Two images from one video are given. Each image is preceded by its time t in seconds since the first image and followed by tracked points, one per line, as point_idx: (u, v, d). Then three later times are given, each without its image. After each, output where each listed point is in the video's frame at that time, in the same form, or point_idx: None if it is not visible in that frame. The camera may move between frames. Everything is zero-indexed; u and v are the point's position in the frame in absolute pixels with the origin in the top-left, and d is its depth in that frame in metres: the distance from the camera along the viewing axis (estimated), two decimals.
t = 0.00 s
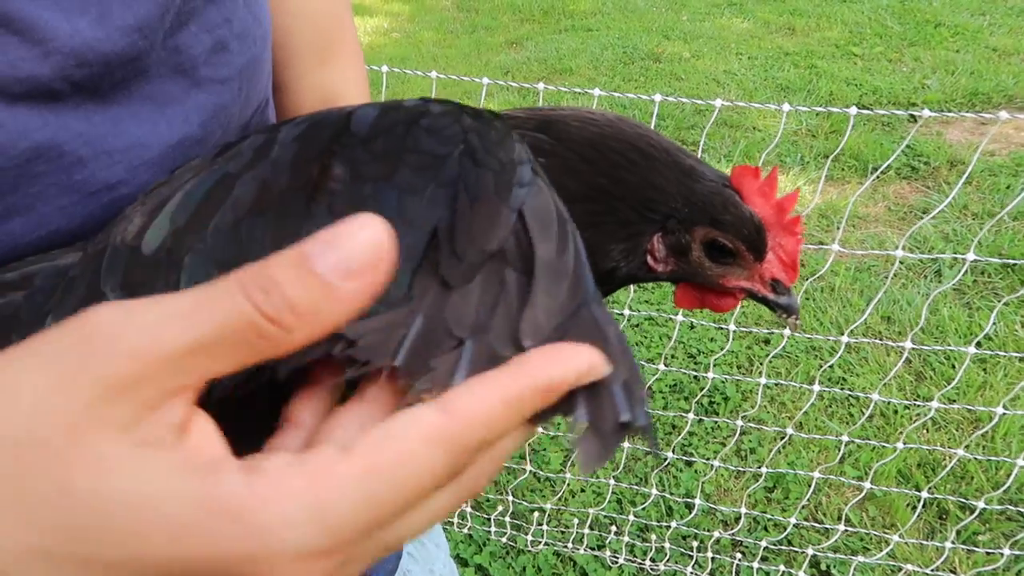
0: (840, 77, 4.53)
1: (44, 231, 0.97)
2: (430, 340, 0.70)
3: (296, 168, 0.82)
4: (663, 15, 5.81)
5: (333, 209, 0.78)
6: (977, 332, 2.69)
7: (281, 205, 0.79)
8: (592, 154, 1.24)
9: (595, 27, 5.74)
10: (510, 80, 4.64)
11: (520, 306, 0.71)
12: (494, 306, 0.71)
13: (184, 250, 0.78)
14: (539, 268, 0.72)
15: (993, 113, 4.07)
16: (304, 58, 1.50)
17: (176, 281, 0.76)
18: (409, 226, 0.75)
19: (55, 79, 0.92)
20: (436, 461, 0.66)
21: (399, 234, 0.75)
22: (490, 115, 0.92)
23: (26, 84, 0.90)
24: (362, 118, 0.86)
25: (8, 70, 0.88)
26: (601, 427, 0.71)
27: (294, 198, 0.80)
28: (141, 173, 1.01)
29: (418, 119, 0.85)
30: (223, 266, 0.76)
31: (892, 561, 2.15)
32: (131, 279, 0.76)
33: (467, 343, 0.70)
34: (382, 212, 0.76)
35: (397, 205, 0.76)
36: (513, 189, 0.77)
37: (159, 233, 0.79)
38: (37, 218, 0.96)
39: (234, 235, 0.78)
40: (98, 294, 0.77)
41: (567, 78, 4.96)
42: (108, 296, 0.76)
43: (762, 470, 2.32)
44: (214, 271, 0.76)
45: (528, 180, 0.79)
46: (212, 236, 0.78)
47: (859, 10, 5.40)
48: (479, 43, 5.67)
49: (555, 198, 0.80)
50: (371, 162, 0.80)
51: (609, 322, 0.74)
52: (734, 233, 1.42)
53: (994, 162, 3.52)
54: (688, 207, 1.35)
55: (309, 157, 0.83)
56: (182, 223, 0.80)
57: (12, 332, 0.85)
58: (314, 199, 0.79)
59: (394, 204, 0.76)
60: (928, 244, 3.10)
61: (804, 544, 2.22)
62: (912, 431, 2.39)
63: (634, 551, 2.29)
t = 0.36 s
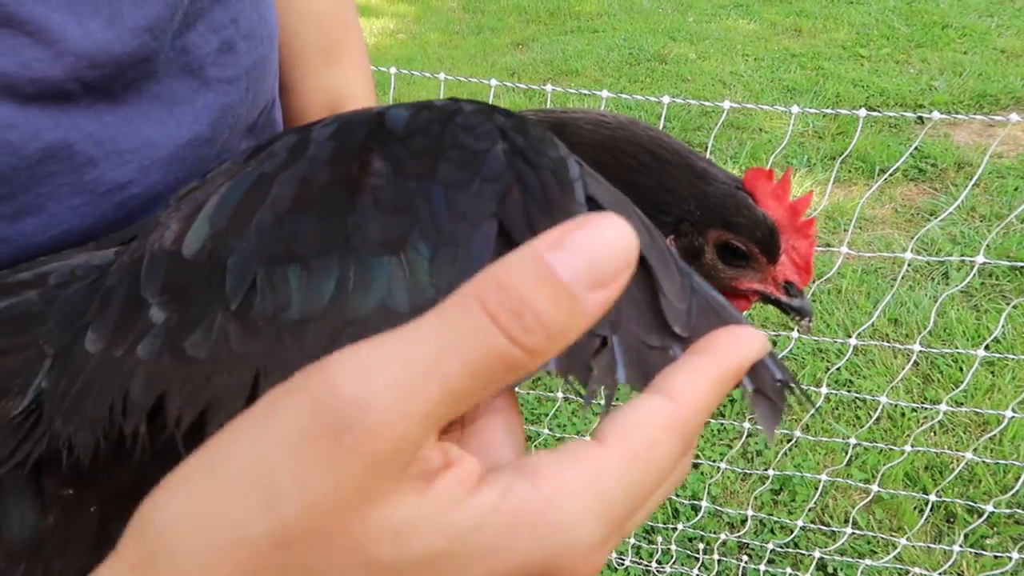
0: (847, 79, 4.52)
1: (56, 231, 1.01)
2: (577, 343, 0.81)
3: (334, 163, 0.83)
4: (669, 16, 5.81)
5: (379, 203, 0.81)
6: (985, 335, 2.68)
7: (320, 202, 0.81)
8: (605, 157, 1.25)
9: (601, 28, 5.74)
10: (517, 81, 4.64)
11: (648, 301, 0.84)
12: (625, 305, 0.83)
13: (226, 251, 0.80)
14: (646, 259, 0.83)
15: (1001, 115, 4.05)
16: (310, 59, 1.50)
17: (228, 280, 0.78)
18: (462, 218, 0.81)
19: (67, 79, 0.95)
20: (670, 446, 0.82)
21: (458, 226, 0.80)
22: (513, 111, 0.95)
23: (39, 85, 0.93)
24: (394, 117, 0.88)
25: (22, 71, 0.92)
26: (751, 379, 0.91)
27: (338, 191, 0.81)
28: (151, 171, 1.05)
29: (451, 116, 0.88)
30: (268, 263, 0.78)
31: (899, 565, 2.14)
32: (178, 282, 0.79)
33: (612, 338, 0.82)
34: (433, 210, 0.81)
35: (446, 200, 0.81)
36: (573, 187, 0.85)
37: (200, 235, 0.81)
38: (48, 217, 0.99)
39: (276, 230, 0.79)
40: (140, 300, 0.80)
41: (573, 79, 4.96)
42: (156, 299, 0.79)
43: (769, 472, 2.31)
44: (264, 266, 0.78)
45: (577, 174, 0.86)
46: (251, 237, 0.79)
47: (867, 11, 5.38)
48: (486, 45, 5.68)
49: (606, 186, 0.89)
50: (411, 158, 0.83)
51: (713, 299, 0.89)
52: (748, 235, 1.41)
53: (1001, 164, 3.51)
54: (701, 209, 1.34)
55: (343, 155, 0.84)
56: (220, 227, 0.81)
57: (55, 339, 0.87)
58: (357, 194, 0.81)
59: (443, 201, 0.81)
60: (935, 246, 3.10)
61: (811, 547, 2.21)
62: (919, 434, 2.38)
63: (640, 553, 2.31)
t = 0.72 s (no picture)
0: (847, 81, 4.52)
1: (60, 235, 1.02)
2: (528, 361, 0.73)
3: (329, 184, 0.82)
4: (669, 18, 5.81)
5: (371, 224, 0.78)
6: (985, 337, 2.68)
7: (315, 223, 0.80)
8: (609, 159, 1.25)
9: (601, 29, 5.74)
10: (517, 83, 4.65)
11: (612, 323, 0.76)
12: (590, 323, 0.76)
13: (224, 275, 0.80)
14: (619, 277, 0.77)
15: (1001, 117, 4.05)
16: (312, 59, 1.51)
17: (224, 309, 0.78)
18: (449, 236, 0.76)
19: (73, 84, 0.96)
20: (580, 463, 0.72)
21: (443, 244, 0.76)
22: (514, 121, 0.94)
23: (45, 89, 0.94)
24: (388, 131, 0.88)
25: (28, 75, 0.93)
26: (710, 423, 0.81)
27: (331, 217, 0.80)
28: (153, 175, 1.05)
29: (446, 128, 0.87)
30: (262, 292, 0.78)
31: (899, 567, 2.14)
32: (176, 306, 0.80)
33: (565, 357, 0.74)
34: (424, 228, 0.77)
35: (435, 217, 0.77)
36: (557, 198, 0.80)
37: (198, 259, 0.81)
38: (53, 222, 1.00)
39: (273, 257, 0.79)
40: (140, 323, 0.81)
41: (573, 80, 4.96)
42: (155, 322, 0.80)
43: (768, 474, 2.31)
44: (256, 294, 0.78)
45: (566, 184, 0.83)
46: (250, 263, 0.79)
47: (867, 13, 5.38)
48: (486, 46, 5.68)
49: (597, 195, 0.84)
50: (404, 175, 0.81)
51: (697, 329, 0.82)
52: (753, 237, 1.39)
53: (1001, 166, 3.51)
54: (706, 212, 1.34)
55: (339, 176, 0.83)
56: (217, 250, 0.81)
57: (59, 353, 0.89)
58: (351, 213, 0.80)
59: (433, 216, 0.77)
60: (935, 248, 3.10)
61: (810, 549, 2.21)
62: (919, 436, 2.38)
63: (640, 555, 2.31)
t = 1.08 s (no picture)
0: (846, 83, 4.53)
1: (56, 241, 1.03)
2: (477, 408, 0.75)
3: (299, 210, 0.85)
4: (669, 20, 5.82)
5: (336, 254, 0.82)
6: (983, 339, 2.69)
7: (282, 245, 0.82)
8: (608, 159, 1.25)
9: (601, 31, 5.75)
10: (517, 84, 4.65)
11: (567, 371, 0.76)
12: (544, 373, 0.76)
13: (196, 294, 0.83)
14: (580, 320, 0.77)
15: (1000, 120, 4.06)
16: (311, 61, 1.52)
17: (190, 329, 0.82)
18: (414, 274, 0.80)
19: (71, 88, 0.96)
20: (522, 551, 0.78)
21: (407, 281, 0.79)
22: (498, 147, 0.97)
23: (43, 94, 0.95)
24: (365, 157, 0.92)
25: (26, 80, 0.94)
26: (662, 485, 0.77)
27: (297, 239, 0.83)
28: (150, 178, 1.05)
29: (423, 157, 0.91)
30: (226, 313, 0.81)
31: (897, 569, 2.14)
32: (151, 324, 0.84)
33: (516, 408, 0.74)
34: (389, 260, 0.81)
35: (403, 249, 0.81)
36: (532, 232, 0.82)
37: (172, 278, 0.84)
38: (49, 227, 1.01)
39: (238, 279, 0.82)
40: (117, 339, 0.85)
41: (573, 82, 4.97)
42: (129, 338, 0.84)
43: (768, 476, 2.31)
44: (223, 316, 0.81)
45: (546, 222, 0.83)
46: (216, 281, 0.82)
47: (866, 16, 5.39)
48: (486, 48, 5.69)
49: (579, 231, 0.84)
50: (373, 206, 0.85)
51: (661, 380, 0.79)
52: (752, 238, 1.39)
53: (1000, 169, 3.51)
54: (704, 212, 1.33)
55: (312, 199, 0.87)
56: (189, 268, 0.84)
57: (43, 367, 0.91)
58: (319, 240, 0.82)
59: (400, 251, 0.81)
60: (934, 250, 3.10)
61: (810, 550, 2.21)
62: (917, 438, 2.39)
63: (638, 556, 2.31)
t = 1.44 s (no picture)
0: (848, 85, 4.52)
1: (46, 242, 1.02)
2: (406, 451, 0.73)
3: (272, 225, 0.86)
4: (670, 21, 5.81)
5: (298, 274, 0.81)
6: (984, 341, 2.68)
7: (247, 262, 0.83)
8: (608, 164, 1.23)
9: (602, 33, 5.74)
10: (518, 86, 4.64)
11: (509, 419, 0.74)
12: (485, 421, 0.73)
13: (159, 302, 0.83)
14: (534, 366, 0.75)
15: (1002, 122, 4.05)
16: (316, 62, 1.51)
17: (145, 336, 0.82)
18: (377, 301, 0.79)
19: (71, 83, 0.96)
20: None
21: (369, 309, 0.79)
22: (487, 178, 0.95)
23: (39, 89, 0.93)
24: (346, 177, 0.91)
25: (22, 75, 0.92)
26: (581, 562, 0.74)
27: (265, 255, 0.83)
28: (144, 178, 1.05)
29: (405, 181, 0.90)
30: (183, 324, 0.81)
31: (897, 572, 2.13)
32: (116, 333, 0.84)
33: (443, 454, 0.72)
34: (352, 286, 0.80)
35: (368, 275, 0.80)
36: (505, 270, 0.80)
37: (139, 286, 0.85)
38: (39, 229, 1.00)
39: (201, 291, 0.82)
40: (87, 347, 0.86)
41: (573, 84, 4.96)
42: (96, 345, 0.85)
43: (767, 478, 2.31)
44: (177, 326, 0.81)
45: (523, 259, 0.81)
46: (179, 291, 0.83)
47: (867, 18, 5.39)
48: (486, 49, 5.69)
49: (557, 272, 0.82)
50: (344, 229, 0.84)
51: (612, 444, 0.75)
52: (757, 238, 1.39)
53: (1001, 171, 3.50)
54: (709, 215, 1.32)
55: (285, 215, 0.87)
56: (156, 278, 0.85)
57: (21, 378, 0.92)
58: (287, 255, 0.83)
59: (365, 275, 0.80)
60: (934, 252, 3.10)
61: (809, 553, 2.20)
62: (917, 441, 2.38)
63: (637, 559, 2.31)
